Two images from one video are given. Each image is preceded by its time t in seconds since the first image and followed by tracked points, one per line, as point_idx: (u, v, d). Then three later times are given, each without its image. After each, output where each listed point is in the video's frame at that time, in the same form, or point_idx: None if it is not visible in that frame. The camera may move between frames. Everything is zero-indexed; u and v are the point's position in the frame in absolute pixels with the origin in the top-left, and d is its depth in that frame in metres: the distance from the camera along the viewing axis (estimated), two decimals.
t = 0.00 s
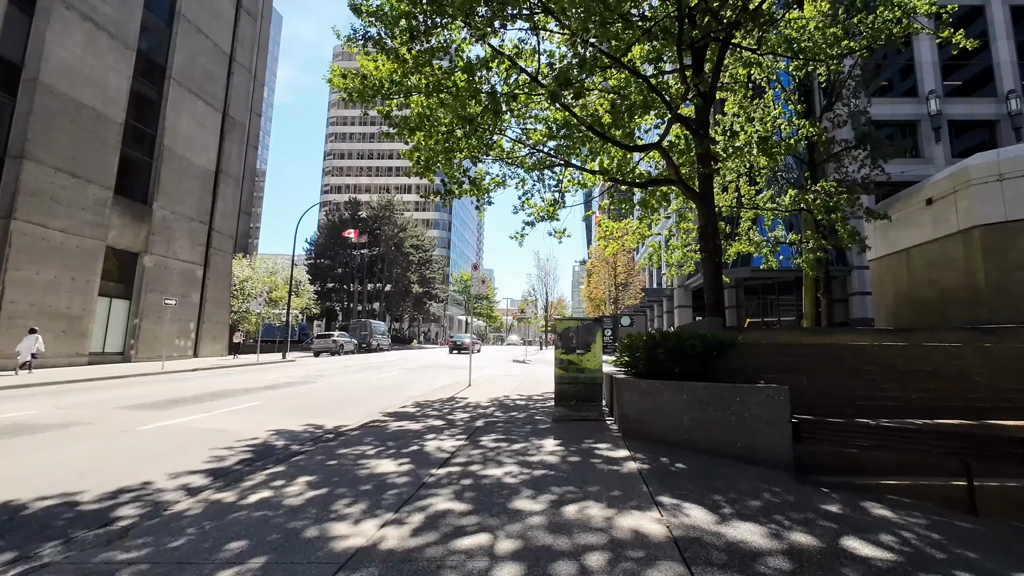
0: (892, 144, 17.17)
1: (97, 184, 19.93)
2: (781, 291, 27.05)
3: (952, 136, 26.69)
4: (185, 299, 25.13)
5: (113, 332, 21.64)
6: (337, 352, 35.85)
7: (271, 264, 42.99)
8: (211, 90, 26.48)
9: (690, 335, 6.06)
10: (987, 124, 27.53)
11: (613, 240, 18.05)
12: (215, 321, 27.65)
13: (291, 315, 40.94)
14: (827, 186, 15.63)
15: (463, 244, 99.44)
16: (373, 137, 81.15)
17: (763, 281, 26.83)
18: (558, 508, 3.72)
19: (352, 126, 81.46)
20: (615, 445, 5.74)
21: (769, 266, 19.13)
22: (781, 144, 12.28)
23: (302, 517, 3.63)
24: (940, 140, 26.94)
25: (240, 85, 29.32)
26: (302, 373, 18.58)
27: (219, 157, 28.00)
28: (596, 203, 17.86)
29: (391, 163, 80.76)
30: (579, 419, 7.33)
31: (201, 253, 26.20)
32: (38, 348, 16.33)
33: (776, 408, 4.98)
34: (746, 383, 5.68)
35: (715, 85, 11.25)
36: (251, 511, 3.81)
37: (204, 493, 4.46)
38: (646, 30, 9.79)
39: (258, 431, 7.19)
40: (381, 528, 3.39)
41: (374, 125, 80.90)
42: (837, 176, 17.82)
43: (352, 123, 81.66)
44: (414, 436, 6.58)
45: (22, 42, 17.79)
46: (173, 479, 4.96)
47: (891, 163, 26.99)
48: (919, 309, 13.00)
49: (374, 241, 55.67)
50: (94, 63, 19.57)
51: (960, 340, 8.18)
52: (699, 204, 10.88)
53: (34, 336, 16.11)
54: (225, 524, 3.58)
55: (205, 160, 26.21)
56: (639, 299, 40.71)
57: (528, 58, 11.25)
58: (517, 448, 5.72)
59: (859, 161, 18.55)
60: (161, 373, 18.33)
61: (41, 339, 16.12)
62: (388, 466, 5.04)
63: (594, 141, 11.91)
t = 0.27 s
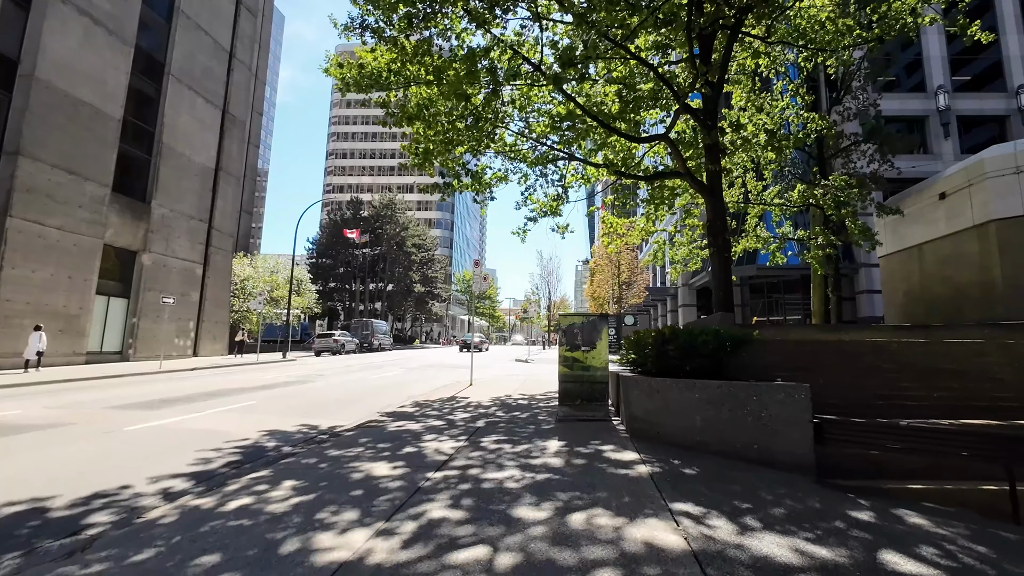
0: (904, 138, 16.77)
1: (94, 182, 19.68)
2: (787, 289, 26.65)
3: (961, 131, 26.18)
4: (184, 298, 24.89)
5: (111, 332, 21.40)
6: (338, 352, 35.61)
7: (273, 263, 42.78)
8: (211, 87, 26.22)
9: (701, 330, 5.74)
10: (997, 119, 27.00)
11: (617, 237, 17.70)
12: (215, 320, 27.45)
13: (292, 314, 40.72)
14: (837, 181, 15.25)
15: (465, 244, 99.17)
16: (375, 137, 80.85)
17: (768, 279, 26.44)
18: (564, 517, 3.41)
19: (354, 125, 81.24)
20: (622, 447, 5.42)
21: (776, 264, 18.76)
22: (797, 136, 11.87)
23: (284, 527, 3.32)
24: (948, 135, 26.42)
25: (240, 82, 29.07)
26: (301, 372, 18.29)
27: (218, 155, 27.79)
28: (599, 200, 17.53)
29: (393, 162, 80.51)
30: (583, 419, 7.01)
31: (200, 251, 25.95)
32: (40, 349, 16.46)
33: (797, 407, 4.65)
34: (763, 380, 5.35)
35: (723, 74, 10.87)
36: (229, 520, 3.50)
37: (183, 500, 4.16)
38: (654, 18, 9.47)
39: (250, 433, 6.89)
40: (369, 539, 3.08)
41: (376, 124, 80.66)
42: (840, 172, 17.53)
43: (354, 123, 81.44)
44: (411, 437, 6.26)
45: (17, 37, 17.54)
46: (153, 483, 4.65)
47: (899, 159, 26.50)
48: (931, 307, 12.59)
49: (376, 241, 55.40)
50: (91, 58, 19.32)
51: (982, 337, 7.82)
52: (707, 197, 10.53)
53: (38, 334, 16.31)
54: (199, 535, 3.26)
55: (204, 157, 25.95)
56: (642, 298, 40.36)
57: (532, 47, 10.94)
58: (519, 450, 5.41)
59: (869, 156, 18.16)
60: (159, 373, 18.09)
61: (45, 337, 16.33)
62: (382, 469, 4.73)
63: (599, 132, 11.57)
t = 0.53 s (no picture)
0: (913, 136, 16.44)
1: (92, 182, 19.49)
2: (792, 291, 26.34)
3: (968, 130, 25.81)
4: (184, 299, 24.69)
5: (109, 334, 21.19)
6: (340, 353, 35.40)
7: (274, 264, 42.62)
8: (211, 87, 26.04)
9: (712, 335, 5.45)
10: (1006, 118, 26.57)
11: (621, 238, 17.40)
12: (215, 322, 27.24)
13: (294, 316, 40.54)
14: (846, 180, 14.92)
15: (467, 244, 98.98)
16: (377, 138, 80.71)
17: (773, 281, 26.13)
18: (569, 544, 3.13)
19: (357, 126, 81.12)
20: (630, 460, 5.14)
21: (783, 265, 18.45)
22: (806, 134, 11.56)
23: (264, 555, 3.05)
24: (956, 135, 26.04)
25: (241, 82, 28.89)
26: (301, 375, 18.05)
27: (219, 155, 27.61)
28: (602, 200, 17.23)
29: (395, 163, 80.35)
30: (588, 429, 6.72)
31: (200, 253, 25.74)
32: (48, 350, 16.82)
33: (817, 419, 4.36)
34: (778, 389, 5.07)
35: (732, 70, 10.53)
36: (207, 545, 3.24)
37: (162, 519, 3.89)
38: (661, 11, 9.18)
39: (242, 442, 6.62)
40: (356, 570, 2.81)
41: (378, 125, 80.54)
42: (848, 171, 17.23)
43: (357, 124, 81.35)
44: (408, 447, 5.98)
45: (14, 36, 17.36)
46: (134, 499, 4.40)
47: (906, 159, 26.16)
48: (942, 308, 12.26)
49: (378, 242, 55.21)
50: (89, 58, 19.14)
51: (1003, 341, 7.51)
52: (714, 197, 10.24)
53: (46, 339, 16.59)
54: (174, 562, 3.00)
55: (204, 158, 25.75)
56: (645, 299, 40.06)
57: (535, 44, 10.67)
58: (521, 463, 5.13)
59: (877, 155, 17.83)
60: (157, 375, 17.87)
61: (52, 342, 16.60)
62: (375, 485, 4.46)
63: (603, 130, 11.28)
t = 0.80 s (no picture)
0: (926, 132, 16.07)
1: (93, 180, 19.34)
2: (799, 290, 26.00)
3: (979, 126, 25.23)
4: (186, 299, 24.55)
5: (111, 333, 21.06)
6: (343, 353, 35.24)
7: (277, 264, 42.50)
8: (212, 86, 25.86)
9: (729, 331, 5.18)
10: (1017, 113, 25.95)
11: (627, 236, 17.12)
12: (218, 321, 27.12)
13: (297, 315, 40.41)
14: (859, 175, 14.58)
15: (471, 244, 98.83)
16: (381, 138, 80.58)
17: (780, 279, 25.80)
18: (583, 556, 2.86)
19: (360, 126, 81.02)
20: (641, 462, 4.88)
21: (792, 262, 18.11)
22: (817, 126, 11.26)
23: (250, 566, 2.81)
24: (967, 131, 25.44)
25: (242, 80, 28.73)
26: (303, 375, 17.85)
27: (221, 154, 27.47)
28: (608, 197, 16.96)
29: (398, 163, 80.23)
30: (597, 429, 6.46)
31: (202, 252, 25.58)
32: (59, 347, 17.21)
33: (845, 420, 4.09)
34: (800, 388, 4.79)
35: (742, 59, 10.18)
36: (189, 555, 3.00)
37: (144, 527, 3.64)
38: None
39: (238, 443, 6.39)
40: None
41: (382, 125, 80.43)
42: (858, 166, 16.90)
43: (360, 124, 81.27)
44: (409, 449, 5.72)
45: (14, 33, 17.22)
46: (120, 503, 4.16)
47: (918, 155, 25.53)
48: (957, 304, 11.94)
49: (382, 241, 55.05)
50: (89, 54, 18.98)
51: None
52: (725, 190, 9.96)
53: (55, 336, 16.94)
54: None
55: (205, 156, 25.57)
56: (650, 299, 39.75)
57: (539, 34, 10.38)
58: (528, 465, 4.87)
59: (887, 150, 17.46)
60: (158, 375, 17.70)
61: (61, 338, 16.95)
62: (374, 489, 4.21)
63: (609, 124, 11.02)
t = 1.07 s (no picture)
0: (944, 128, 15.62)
1: (94, 180, 19.20)
2: (809, 290, 25.56)
3: (994, 123, 23.28)
4: (189, 299, 24.39)
5: (113, 334, 20.91)
6: (348, 354, 35.02)
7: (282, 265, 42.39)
8: (215, 85, 25.68)
9: (753, 336, 4.87)
10: None
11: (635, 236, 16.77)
12: (222, 322, 26.97)
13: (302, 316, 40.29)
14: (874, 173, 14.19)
15: (476, 244, 98.51)
16: (385, 138, 80.41)
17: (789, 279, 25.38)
18: None
19: (365, 127, 80.91)
20: (660, 474, 4.58)
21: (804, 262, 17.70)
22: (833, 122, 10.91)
23: None
24: (980, 127, 23.43)
25: (246, 79, 28.56)
26: (306, 377, 17.62)
27: (224, 154, 27.31)
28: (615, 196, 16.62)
29: (403, 163, 80.06)
30: (610, 437, 6.15)
31: (206, 252, 25.41)
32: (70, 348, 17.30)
33: (884, 433, 3.78)
34: (831, 396, 4.48)
35: (758, 51, 9.82)
36: None
37: (126, 547, 3.38)
38: None
39: (235, 451, 6.12)
40: None
41: (386, 125, 80.29)
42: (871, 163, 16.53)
43: (365, 124, 81.16)
44: (413, 458, 5.44)
45: (14, 31, 17.08)
46: (104, 520, 3.90)
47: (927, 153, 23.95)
48: (977, 303, 11.55)
49: (386, 242, 54.85)
50: (90, 53, 18.84)
51: None
52: (739, 187, 9.64)
53: (65, 338, 17.03)
54: None
55: (209, 156, 25.41)
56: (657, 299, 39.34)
57: (546, 27, 10.05)
58: (539, 478, 4.58)
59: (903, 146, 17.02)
60: (160, 377, 17.50)
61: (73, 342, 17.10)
62: (374, 505, 3.93)
63: (619, 119, 10.71)
